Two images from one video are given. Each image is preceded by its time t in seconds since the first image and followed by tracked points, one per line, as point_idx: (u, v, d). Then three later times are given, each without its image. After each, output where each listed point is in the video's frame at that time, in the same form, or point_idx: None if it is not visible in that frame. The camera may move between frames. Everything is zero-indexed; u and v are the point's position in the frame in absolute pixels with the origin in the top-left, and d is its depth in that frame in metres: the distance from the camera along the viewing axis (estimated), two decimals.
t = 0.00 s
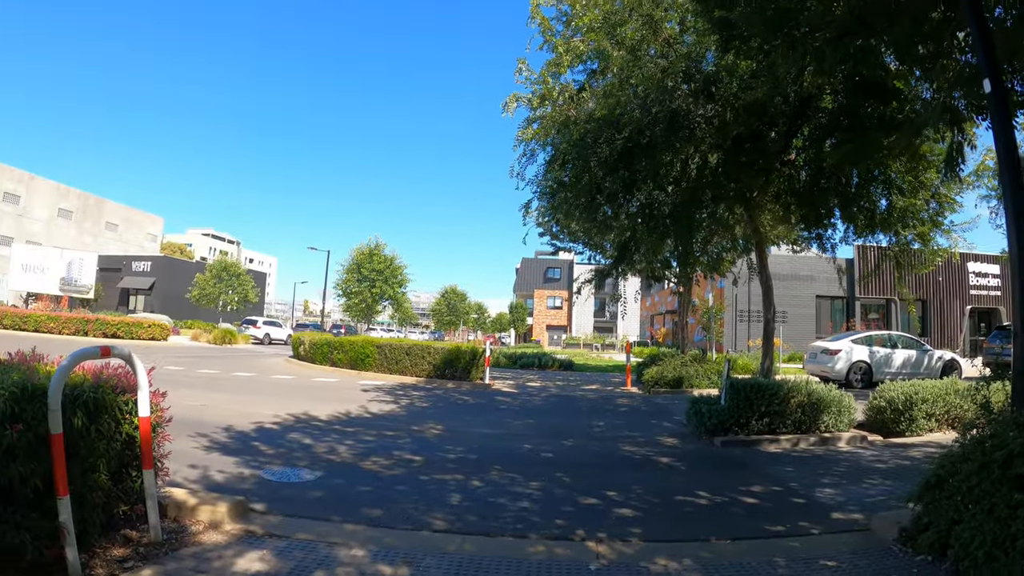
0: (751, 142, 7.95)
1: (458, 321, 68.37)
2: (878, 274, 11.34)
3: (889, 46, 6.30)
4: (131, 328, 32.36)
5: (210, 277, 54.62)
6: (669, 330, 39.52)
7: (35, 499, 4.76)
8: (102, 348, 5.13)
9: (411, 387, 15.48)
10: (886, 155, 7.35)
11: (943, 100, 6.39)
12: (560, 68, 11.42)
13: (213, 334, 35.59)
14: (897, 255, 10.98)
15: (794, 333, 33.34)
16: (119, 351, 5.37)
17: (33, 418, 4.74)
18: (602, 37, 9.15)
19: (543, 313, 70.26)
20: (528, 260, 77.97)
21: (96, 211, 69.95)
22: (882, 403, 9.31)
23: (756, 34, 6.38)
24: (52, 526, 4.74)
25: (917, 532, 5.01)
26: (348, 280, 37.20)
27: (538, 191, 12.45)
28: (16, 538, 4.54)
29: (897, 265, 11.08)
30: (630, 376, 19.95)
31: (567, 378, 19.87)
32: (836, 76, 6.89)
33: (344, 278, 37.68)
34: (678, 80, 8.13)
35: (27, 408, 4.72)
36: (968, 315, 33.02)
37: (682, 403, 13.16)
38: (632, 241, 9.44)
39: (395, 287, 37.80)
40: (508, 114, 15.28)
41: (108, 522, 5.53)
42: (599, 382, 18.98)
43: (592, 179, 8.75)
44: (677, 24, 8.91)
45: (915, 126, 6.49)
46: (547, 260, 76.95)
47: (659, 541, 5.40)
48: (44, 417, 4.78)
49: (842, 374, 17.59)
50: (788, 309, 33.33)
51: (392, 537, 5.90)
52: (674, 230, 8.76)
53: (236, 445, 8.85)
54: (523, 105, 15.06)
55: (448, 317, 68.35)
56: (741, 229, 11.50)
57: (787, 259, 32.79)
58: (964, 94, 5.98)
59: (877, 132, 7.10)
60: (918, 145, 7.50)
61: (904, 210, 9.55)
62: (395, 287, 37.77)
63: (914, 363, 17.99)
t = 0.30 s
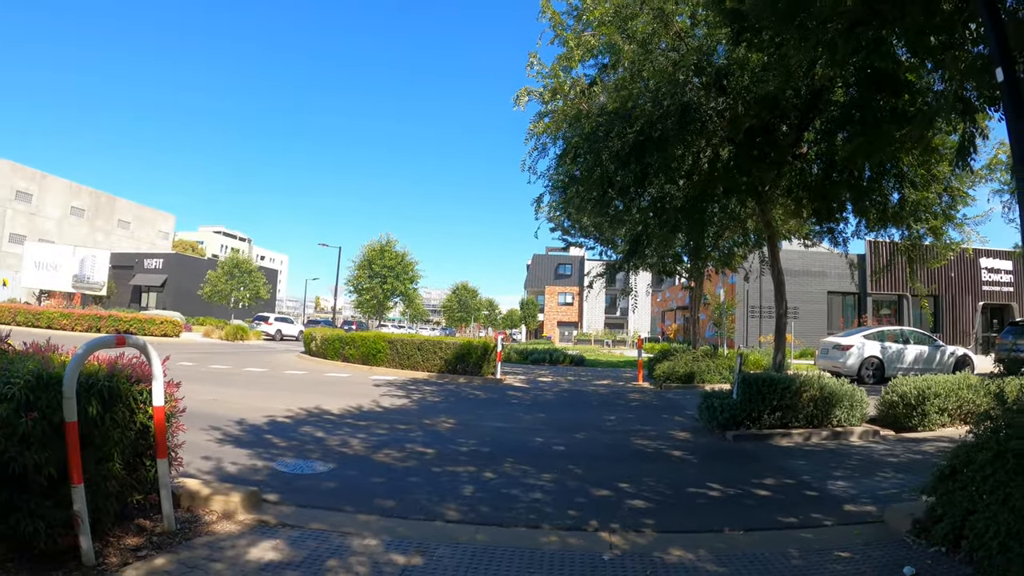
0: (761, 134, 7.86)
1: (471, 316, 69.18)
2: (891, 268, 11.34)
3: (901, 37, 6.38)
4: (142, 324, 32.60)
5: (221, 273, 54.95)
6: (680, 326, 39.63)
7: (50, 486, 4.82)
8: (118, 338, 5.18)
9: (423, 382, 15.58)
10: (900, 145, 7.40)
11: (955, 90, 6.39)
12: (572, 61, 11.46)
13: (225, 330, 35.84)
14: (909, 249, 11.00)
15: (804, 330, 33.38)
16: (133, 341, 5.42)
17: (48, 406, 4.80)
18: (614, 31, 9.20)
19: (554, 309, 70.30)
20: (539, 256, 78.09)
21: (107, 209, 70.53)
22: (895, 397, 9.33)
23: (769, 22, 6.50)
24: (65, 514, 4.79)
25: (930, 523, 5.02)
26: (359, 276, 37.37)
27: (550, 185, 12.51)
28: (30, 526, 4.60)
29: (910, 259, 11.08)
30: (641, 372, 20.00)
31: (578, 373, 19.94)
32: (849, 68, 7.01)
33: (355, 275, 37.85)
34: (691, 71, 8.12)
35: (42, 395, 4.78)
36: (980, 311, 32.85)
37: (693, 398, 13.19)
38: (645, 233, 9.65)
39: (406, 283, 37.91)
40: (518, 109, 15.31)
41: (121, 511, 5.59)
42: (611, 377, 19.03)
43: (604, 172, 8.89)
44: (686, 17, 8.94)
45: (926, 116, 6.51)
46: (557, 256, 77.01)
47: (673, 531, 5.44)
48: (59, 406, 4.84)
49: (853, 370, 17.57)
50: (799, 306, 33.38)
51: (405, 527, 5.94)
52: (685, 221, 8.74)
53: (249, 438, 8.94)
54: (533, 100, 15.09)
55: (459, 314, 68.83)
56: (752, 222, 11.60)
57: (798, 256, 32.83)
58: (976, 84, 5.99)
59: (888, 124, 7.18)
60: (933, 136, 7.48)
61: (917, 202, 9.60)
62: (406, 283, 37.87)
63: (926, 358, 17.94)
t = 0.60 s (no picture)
0: (774, 129, 8.14)
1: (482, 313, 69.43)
2: (904, 265, 11.29)
3: (915, 33, 6.27)
4: (155, 319, 32.78)
5: (233, 269, 55.23)
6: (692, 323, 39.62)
7: (62, 477, 4.87)
8: (130, 330, 5.23)
9: (434, 378, 15.64)
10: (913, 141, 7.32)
11: (967, 87, 6.38)
12: (584, 57, 11.43)
13: (237, 325, 36.04)
14: (922, 246, 10.95)
15: (816, 328, 33.28)
16: (145, 333, 5.45)
17: (60, 397, 4.86)
18: (625, 27, 9.04)
19: (565, 305, 69.90)
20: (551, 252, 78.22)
21: (120, 205, 70.95)
22: (906, 396, 9.32)
23: (781, 16, 6.55)
24: (77, 504, 4.83)
25: (942, 521, 5.01)
26: (371, 272, 37.49)
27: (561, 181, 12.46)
28: (42, 516, 4.65)
29: (923, 257, 11.03)
30: (652, 369, 20.00)
31: (588, 369, 19.95)
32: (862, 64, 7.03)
33: (367, 270, 37.95)
34: (703, 68, 8.17)
35: (54, 386, 4.84)
36: (993, 310, 32.63)
37: (704, 395, 13.18)
38: (657, 230, 9.69)
39: (418, 278, 37.98)
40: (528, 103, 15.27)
41: (132, 503, 5.64)
42: (622, 374, 19.05)
43: (616, 168, 8.80)
44: (698, 12, 8.96)
45: (939, 112, 6.54)
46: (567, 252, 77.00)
47: (684, 527, 5.45)
48: (71, 397, 4.90)
49: (865, 368, 17.51)
50: (811, 304, 33.28)
51: (416, 521, 5.98)
52: (697, 217, 8.85)
53: (260, 431, 9.01)
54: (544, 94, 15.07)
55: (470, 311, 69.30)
56: (765, 220, 11.60)
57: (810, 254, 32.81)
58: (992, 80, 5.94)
59: (901, 121, 7.12)
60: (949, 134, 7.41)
61: (930, 199, 9.54)
62: (418, 278, 37.92)
63: (938, 357, 17.87)
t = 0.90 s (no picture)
0: (798, 129, 8.22)
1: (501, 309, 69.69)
2: (927, 268, 11.19)
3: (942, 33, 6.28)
4: (177, 310, 33.18)
5: (254, 261, 55.72)
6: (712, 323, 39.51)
7: (82, 462, 4.95)
8: (152, 318, 5.31)
9: (452, 372, 15.75)
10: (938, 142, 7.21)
11: (993, 87, 6.26)
12: (607, 54, 11.43)
13: (257, 317, 36.40)
14: (944, 249, 10.83)
15: (837, 331, 33.06)
16: (169, 321, 5.51)
17: (82, 383, 4.93)
18: (648, 23, 8.99)
19: (582, 305, 70.09)
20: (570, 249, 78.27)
21: (142, 196, 71.74)
22: (926, 400, 9.28)
23: (806, 14, 6.49)
24: (96, 489, 4.91)
25: (959, 527, 4.99)
26: (391, 266, 37.69)
27: (583, 178, 12.47)
28: (61, 500, 4.73)
29: (946, 260, 10.91)
30: (671, 368, 20.00)
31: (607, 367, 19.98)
32: (888, 62, 6.94)
33: (387, 265, 38.16)
34: (727, 65, 8.28)
35: (76, 372, 4.90)
36: (1017, 316, 32.18)
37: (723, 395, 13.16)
38: (678, 230, 9.67)
39: (438, 273, 38.11)
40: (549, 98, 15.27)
41: (150, 489, 5.73)
42: (640, 372, 19.08)
43: (638, 165, 8.85)
44: (722, 10, 8.95)
45: (966, 114, 6.38)
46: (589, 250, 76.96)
47: (700, 526, 5.48)
48: (93, 383, 4.97)
49: (885, 372, 17.38)
50: (831, 306, 33.05)
51: (433, 513, 6.05)
52: (719, 220, 8.74)
53: (279, 421, 9.13)
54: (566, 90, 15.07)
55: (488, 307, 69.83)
56: (787, 219, 11.51)
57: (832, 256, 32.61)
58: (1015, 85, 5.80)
59: (925, 122, 7.06)
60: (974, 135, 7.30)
61: (954, 201, 9.43)
62: (438, 273, 38.06)
63: (959, 363, 17.70)
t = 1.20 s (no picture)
0: (835, 133, 8.27)
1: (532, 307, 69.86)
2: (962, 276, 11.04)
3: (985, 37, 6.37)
4: (211, 298, 33.77)
5: (287, 253, 56.46)
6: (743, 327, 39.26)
7: (114, 444, 5.12)
8: (188, 304, 5.45)
9: (481, 368, 15.90)
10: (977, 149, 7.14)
11: None
12: (643, 52, 11.45)
13: (288, 307, 36.93)
14: (980, 258, 10.66)
15: (871, 338, 32.66)
16: (203, 309, 5.68)
17: (117, 366, 5.08)
18: (686, 22, 9.06)
19: (616, 305, 69.72)
20: (602, 249, 78.22)
21: (178, 185, 72.87)
22: (957, 412, 9.21)
23: (846, 15, 6.43)
24: (126, 471, 5.08)
25: (986, 541, 4.96)
26: (423, 261, 37.97)
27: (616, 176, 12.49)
28: (91, 479, 4.90)
29: (981, 270, 10.75)
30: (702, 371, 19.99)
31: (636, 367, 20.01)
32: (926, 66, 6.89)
33: (420, 259, 38.44)
34: (763, 65, 8.26)
35: (111, 355, 5.06)
36: None
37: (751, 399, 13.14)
38: (710, 232, 9.65)
39: (470, 269, 38.27)
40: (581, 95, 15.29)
41: (179, 472, 5.89)
42: (669, 373, 19.09)
43: (672, 165, 8.81)
44: (759, 9, 8.92)
45: (1006, 119, 6.28)
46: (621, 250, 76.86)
47: (726, 530, 5.53)
48: (127, 366, 5.13)
49: (917, 381, 17.19)
50: (863, 312, 32.65)
51: (458, 507, 6.16)
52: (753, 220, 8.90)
53: (309, 411, 9.32)
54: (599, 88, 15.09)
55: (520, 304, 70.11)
56: (822, 223, 11.35)
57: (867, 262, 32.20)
58: None
59: (963, 126, 7.03)
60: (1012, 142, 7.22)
61: (992, 209, 9.20)
62: (471, 269, 38.21)
63: (992, 374, 17.45)
